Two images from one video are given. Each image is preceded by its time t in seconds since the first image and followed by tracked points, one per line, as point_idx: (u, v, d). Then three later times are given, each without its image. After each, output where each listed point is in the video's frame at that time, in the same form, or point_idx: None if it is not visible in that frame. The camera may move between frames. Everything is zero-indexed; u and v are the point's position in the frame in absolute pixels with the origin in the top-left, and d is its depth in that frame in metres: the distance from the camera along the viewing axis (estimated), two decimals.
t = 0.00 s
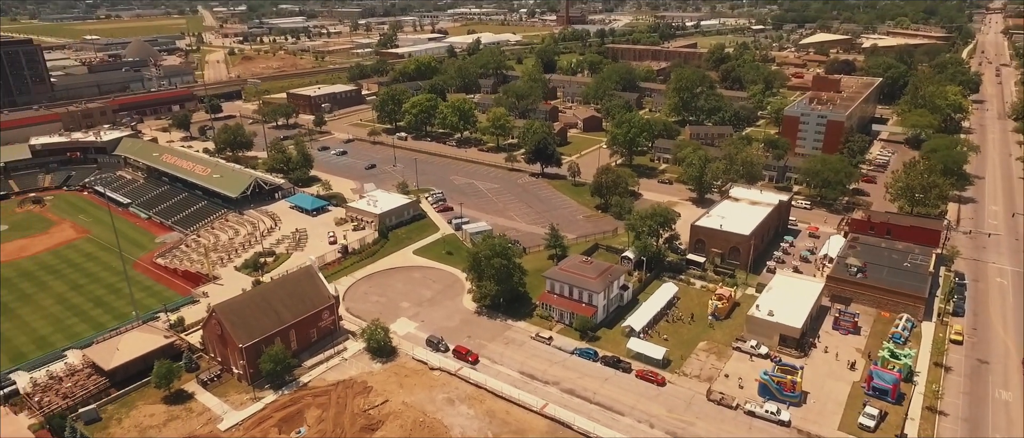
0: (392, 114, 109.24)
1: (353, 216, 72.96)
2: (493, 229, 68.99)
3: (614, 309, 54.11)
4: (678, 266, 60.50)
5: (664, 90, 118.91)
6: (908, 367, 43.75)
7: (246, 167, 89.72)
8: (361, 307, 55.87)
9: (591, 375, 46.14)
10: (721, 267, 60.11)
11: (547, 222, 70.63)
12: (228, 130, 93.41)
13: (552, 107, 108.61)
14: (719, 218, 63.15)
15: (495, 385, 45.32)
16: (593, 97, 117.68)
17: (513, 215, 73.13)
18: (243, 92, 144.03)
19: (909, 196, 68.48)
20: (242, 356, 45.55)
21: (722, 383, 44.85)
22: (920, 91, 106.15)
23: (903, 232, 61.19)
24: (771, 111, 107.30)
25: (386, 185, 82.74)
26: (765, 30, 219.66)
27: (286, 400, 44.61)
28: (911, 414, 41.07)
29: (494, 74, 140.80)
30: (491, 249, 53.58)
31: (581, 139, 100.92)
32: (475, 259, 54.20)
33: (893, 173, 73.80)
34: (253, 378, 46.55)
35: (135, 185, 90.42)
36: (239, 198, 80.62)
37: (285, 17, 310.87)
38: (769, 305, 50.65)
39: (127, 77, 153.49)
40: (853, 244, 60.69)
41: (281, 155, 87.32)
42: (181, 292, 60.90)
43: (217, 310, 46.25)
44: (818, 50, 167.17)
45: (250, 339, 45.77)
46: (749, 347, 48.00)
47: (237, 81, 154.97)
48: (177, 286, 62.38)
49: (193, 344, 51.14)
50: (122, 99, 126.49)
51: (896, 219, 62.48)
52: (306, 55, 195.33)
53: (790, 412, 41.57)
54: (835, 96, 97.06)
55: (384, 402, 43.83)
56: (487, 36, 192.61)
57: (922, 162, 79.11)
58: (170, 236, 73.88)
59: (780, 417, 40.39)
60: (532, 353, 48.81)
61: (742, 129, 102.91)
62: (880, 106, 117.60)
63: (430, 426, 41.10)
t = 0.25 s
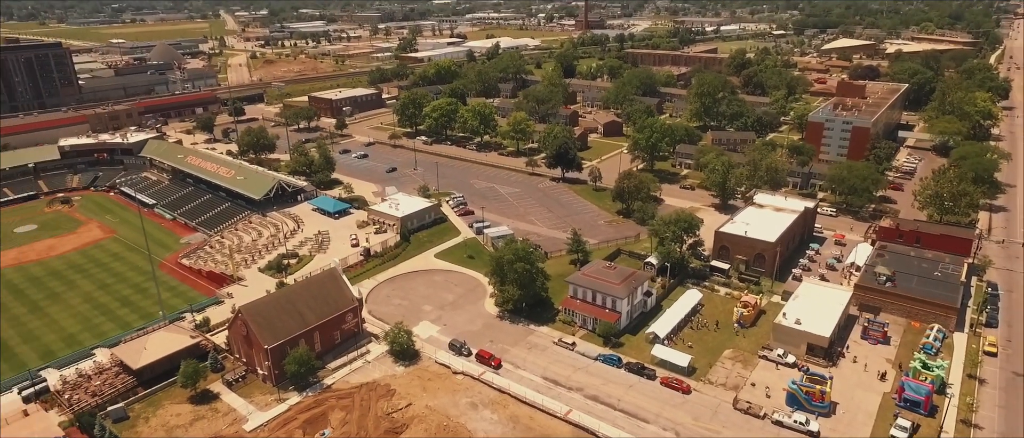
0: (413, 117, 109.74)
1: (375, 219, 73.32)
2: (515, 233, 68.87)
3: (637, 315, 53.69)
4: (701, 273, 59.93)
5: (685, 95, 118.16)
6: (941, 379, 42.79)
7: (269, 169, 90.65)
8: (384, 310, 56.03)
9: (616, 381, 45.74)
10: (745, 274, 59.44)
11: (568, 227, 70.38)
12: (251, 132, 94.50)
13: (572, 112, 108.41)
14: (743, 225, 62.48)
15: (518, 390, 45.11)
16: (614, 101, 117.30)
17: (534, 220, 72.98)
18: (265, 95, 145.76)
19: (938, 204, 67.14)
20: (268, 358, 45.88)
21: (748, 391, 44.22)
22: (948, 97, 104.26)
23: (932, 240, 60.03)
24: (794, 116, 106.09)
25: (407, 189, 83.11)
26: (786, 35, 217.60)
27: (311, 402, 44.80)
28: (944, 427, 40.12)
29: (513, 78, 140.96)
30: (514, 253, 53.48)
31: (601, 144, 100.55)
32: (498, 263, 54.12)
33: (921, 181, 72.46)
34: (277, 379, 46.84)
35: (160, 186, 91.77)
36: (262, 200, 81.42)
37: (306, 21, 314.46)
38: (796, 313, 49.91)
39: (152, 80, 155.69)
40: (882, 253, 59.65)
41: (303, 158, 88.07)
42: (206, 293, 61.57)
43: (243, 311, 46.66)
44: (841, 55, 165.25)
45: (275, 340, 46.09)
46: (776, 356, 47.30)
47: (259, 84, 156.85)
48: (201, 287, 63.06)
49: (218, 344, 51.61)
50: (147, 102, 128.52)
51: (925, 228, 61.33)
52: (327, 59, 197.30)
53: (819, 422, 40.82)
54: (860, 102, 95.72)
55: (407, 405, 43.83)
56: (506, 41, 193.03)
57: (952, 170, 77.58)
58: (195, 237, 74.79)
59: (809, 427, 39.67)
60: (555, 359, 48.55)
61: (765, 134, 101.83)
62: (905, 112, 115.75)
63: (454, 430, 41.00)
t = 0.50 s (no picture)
0: (431, 121, 110.10)
1: (395, 222, 73.61)
2: (535, 238, 68.75)
3: (659, 321, 53.25)
4: (724, 279, 59.36)
5: (705, 100, 117.46)
6: (973, 390, 41.85)
7: (290, 172, 91.45)
8: (405, 313, 56.12)
9: (639, 388, 45.34)
10: (769, 281, 58.77)
11: (589, 232, 70.09)
12: (272, 136, 95.47)
13: (591, 116, 108.21)
14: (766, 232, 61.83)
15: (540, 396, 44.88)
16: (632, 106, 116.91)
17: (554, 224, 72.80)
18: (284, 98, 147.28)
19: (966, 212, 65.90)
20: (291, 360, 46.09)
21: (774, 400, 43.60)
22: (975, 103, 102.53)
23: (961, 249, 58.91)
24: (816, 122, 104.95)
25: (426, 192, 83.39)
26: (806, 41, 215.77)
27: (333, 405, 44.90)
28: None
29: (531, 83, 141.06)
30: (536, 258, 53.33)
31: (620, 149, 100.17)
32: (519, 267, 53.99)
33: (948, 188, 71.23)
34: (300, 381, 47.03)
35: (183, 188, 92.97)
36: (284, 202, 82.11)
37: (324, 26, 317.82)
38: (822, 321, 49.19)
39: (175, 83, 157.14)
40: (909, 261, 58.66)
41: (324, 161, 88.71)
42: (228, 294, 62.13)
43: (267, 313, 46.94)
44: (862, 60, 163.46)
45: (299, 343, 46.30)
46: (802, 365, 46.59)
47: (279, 88, 158.48)
48: (224, 288, 63.61)
49: (241, 345, 51.97)
50: (170, 105, 130.22)
51: (954, 236, 60.21)
52: (345, 63, 199.00)
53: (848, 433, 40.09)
54: (884, 108, 94.45)
55: (429, 409, 43.78)
56: (523, 45, 193.38)
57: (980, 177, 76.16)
58: (217, 239, 75.56)
59: None
60: (577, 365, 48.27)
61: (786, 140, 100.80)
62: (930, 119, 114.04)
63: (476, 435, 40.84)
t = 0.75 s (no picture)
0: (452, 125, 110.40)
1: (417, 225, 73.90)
2: (557, 243, 68.56)
3: (683, 328, 52.76)
4: (749, 286, 58.67)
5: (727, 105, 116.47)
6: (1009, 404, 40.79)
7: (312, 174, 92.29)
8: (427, 316, 56.23)
9: (663, 395, 44.89)
10: (795, 289, 57.94)
11: (611, 237, 69.72)
12: (295, 138, 96.48)
13: (611, 121, 107.87)
14: (792, 238, 61.02)
15: (563, 401, 44.63)
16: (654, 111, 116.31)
17: (575, 229, 72.54)
18: (306, 102, 148.91)
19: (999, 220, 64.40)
20: (315, 361, 46.37)
21: (802, 410, 42.89)
22: (1006, 109, 100.39)
23: (994, 258, 57.62)
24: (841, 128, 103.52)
25: (447, 196, 83.65)
26: (829, 46, 213.19)
27: (357, 407, 45.06)
28: None
29: (551, 87, 141.01)
30: (559, 262, 53.14)
31: (641, 154, 99.65)
32: (542, 272, 53.84)
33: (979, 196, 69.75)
34: (324, 383, 47.28)
35: (207, 189, 94.26)
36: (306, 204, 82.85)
37: (344, 30, 321.16)
38: (851, 330, 48.34)
39: (199, 86, 160.07)
40: (939, 270, 57.50)
41: (346, 164, 89.41)
42: (253, 295, 62.74)
43: (293, 314, 47.29)
44: (887, 66, 161.12)
45: (323, 344, 46.60)
46: (831, 374, 45.78)
47: (301, 91, 160.22)
48: (248, 289, 64.25)
49: (266, 346, 52.41)
50: (194, 107, 132.20)
51: (986, 245, 58.90)
52: (366, 67, 200.64)
53: None
54: (912, 114, 92.91)
55: (452, 412, 43.77)
56: (542, 50, 193.50)
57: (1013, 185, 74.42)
58: (240, 240, 76.40)
59: None
60: (601, 370, 47.96)
61: (810, 146, 99.53)
62: (958, 125, 111.91)
63: None
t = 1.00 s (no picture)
0: (469, 126, 110.54)
1: (435, 226, 74.07)
2: (575, 244, 68.39)
3: (705, 331, 52.37)
4: (771, 290, 58.14)
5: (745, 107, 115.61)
6: None
7: (330, 174, 92.84)
8: (447, 317, 56.32)
9: (685, 399, 44.55)
10: (817, 293, 57.33)
11: (629, 239, 69.37)
12: (314, 139, 97.16)
13: (629, 123, 107.49)
14: (815, 242, 60.38)
15: (584, 404, 44.44)
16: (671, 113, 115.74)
17: (594, 231, 72.28)
18: (324, 102, 149.96)
19: None
20: (337, 360, 46.57)
21: (826, 416, 42.34)
22: None
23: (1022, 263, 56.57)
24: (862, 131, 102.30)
25: (465, 196, 83.81)
26: (848, 47, 210.91)
27: (378, 407, 45.18)
28: None
29: (567, 88, 140.87)
30: (579, 264, 52.96)
31: (659, 156, 99.15)
32: (562, 274, 53.71)
33: (1007, 201, 68.51)
34: (345, 382, 47.47)
35: (227, 188, 95.23)
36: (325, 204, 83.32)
37: (360, 31, 323.11)
38: (877, 336, 47.70)
39: (219, 86, 161.82)
40: (965, 275, 56.60)
41: (364, 164, 89.88)
42: (272, 294, 63.19)
43: (314, 313, 47.56)
44: (908, 68, 159.21)
45: (344, 343, 46.81)
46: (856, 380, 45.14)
47: (318, 91, 161.40)
48: (268, 288, 64.71)
49: (287, 345, 52.77)
50: (214, 107, 133.69)
51: (1014, 251, 57.88)
52: (382, 68, 201.71)
53: None
54: (935, 117, 91.61)
55: (473, 413, 43.76)
56: (558, 51, 193.31)
57: None
58: (260, 239, 77.03)
59: None
60: (621, 373, 47.73)
61: (831, 149, 98.47)
62: (983, 128, 110.08)
63: None
